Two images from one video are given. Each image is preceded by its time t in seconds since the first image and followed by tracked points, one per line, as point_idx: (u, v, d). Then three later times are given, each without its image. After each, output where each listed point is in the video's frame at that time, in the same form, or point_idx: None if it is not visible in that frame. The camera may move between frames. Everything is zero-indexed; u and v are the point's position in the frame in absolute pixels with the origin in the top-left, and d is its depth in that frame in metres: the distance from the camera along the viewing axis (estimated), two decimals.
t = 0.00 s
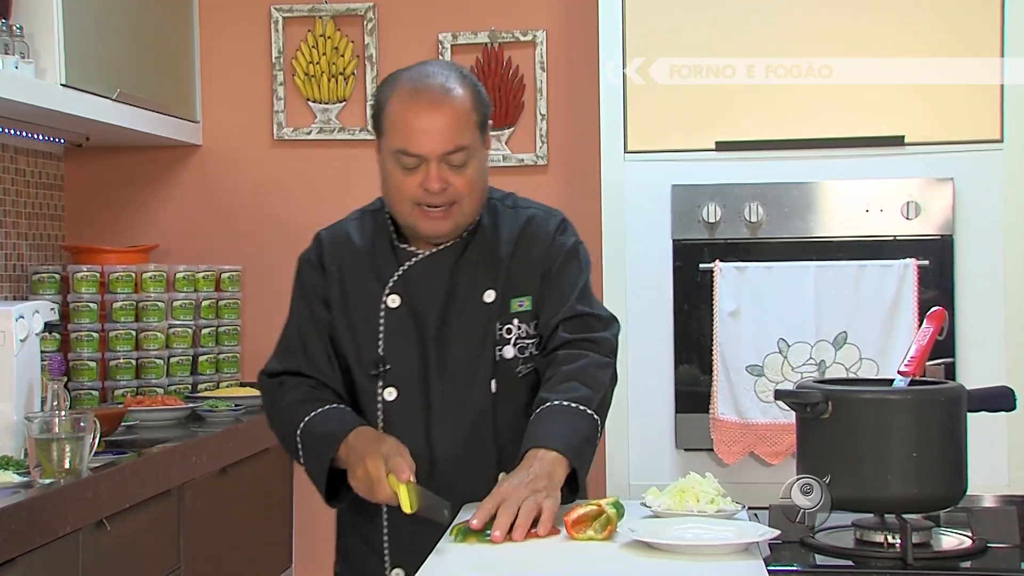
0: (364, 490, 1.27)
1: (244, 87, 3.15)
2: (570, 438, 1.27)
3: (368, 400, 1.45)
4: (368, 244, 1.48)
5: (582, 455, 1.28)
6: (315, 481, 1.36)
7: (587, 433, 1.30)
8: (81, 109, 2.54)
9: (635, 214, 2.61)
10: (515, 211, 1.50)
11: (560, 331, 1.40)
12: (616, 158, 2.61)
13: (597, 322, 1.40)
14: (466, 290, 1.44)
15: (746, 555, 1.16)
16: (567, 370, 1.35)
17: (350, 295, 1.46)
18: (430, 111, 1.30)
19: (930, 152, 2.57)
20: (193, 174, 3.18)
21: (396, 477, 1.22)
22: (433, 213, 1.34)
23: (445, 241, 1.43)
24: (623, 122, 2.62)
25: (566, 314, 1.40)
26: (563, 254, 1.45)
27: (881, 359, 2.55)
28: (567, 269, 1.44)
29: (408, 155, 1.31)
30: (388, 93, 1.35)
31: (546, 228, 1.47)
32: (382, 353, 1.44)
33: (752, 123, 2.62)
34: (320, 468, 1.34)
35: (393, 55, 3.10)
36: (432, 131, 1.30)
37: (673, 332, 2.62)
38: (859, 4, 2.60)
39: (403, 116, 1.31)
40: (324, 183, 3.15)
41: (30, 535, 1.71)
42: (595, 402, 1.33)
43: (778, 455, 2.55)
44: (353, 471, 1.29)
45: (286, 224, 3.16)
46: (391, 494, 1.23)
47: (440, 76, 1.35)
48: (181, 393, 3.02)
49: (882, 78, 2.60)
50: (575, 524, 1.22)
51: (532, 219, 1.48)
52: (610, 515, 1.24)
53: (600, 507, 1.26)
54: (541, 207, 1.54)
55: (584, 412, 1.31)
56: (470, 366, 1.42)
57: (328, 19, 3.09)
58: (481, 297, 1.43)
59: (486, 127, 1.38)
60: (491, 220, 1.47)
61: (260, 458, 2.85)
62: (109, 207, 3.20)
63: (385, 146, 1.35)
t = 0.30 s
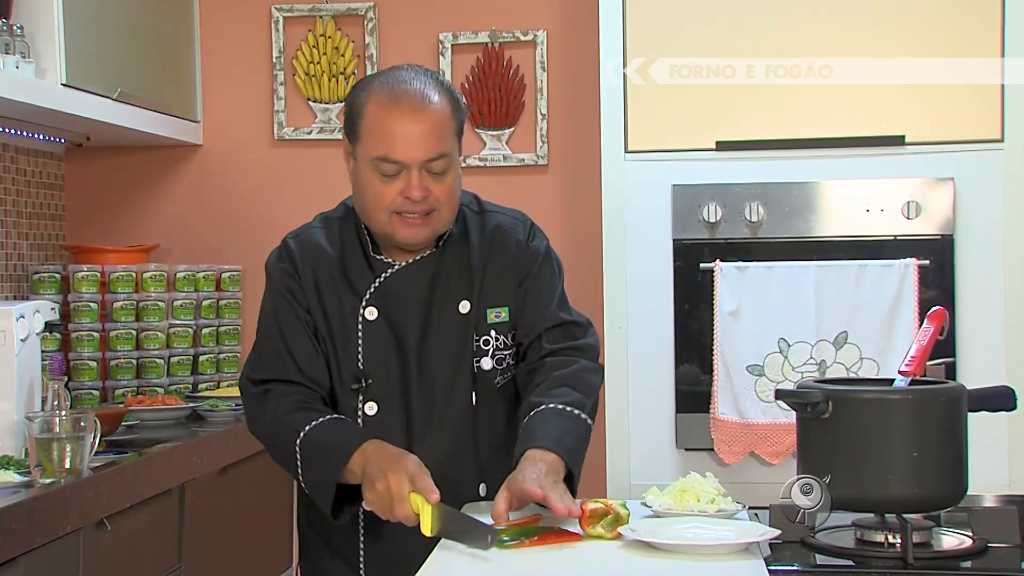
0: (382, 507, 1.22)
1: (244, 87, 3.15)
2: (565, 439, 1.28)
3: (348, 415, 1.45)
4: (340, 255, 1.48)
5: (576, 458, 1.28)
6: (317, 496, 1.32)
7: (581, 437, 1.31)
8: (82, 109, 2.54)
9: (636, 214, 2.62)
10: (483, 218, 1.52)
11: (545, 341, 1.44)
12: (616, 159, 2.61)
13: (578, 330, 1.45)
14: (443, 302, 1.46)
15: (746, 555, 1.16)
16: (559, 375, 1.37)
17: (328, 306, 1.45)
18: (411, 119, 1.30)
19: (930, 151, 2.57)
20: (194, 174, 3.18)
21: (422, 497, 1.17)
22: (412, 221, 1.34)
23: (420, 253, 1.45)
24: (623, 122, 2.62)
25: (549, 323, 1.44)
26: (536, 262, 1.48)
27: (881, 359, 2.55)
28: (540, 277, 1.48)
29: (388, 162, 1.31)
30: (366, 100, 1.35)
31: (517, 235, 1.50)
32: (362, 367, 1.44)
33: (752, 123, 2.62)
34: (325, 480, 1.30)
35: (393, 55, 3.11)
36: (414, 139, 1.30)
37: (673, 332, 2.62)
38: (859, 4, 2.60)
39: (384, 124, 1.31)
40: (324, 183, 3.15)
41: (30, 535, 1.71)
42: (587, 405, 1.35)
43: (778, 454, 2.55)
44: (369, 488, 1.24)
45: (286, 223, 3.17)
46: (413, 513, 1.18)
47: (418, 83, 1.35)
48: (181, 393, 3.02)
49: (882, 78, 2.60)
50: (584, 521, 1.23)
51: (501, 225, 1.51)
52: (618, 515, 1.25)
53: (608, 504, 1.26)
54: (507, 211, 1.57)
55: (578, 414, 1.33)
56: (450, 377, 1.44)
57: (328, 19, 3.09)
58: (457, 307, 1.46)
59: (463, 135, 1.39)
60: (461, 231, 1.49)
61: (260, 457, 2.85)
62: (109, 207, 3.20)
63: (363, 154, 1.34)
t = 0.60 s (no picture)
0: (403, 507, 1.23)
1: (245, 87, 3.15)
2: (563, 457, 1.30)
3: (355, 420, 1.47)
4: (348, 257, 1.49)
5: (575, 475, 1.30)
6: (329, 499, 1.33)
7: (580, 455, 1.32)
8: (82, 109, 2.54)
9: (636, 214, 2.62)
10: (492, 225, 1.54)
11: (547, 356, 1.46)
12: (616, 158, 2.61)
13: (580, 344, 1.47)
14: (450, 308, 1.47)
15: (746, 555, 1.16)
16: (560, 392, 1.39)
17: (336, 309, 1.47)
18: (430, 120, 1.30)
19: (930, 151, 2.57)
20: (193, 174, 3.18)
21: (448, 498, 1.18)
22: (427, 223, 1.34)
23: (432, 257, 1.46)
24: (623, 122, 2.62)
25: (553, 336, 1.46)
26: (544, 273, 1.50)
27: (881, 359, 2.55)
28: (548, 287, 1.49)
29: (405, 163, 1.31)
30: (385, 98, 1.35)
31: (526, 243, 1.52)
32: (370, 371, 1.46)
33: (752, 123, 2.62)
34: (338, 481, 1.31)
35: (393, 55, 3.11)
36: (432, 140, 1.30)
37: (673, 332, 2.62)
38: (859, 4, 2.60)
39: (403, 124, 1.31)
40: (323, 183, 3.15)
41: (30, 535, 1.71)
42: (588, 423, 1.37)
43: (778, 455, 2.55)
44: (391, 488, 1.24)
45: (286, 224, 3.17)
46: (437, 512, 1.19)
47: (438, 84, 1.35)
48: (181, 393, 3.02)
49: (882, 78, 2.60)
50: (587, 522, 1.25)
51: (511, 233, 1.52)
52: (622, 512, 1.26)
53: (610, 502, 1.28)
54: (515, 218, 1.58)
55: (577, 432, 1.35)
56: (456, 384, 1.46)
57: (328, 19, 3.09)
58: (465, 314, 1.47)
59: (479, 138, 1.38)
60: (472, 237, 1.51)
61: (260, 457, 2.85)
62: (109, 207, 3.20)
63: (381, 153, 1.35)
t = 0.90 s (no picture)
0: (400, 506, 1.23)
1: (244, 87, 3.15)
2: (579, 456, 1.33)
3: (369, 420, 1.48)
4: (369, 256, 1.52)
5: (589, 473, 1.33)
6: (330, 496, 1.34)
7: (595, 453, 1.35)
8: (82, 109, 2.54)
9: (636, 214, 2.62)
10: (512, 228, 1.56)
11: (566, 358, 1.49)
12: (616, 159, 2.61)
13: (599, 346, 1.50)
14: (468, 311, 1.50)
15: (746, 555, 1.16)
16: (577, 391, 1.42)
17: (353, 308, 1.49)
18: (452, 123, 1.34)
19: (930, 151, 2.57)
20: (194, 174, 3.18)
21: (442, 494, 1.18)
22: (445, 226, 1.37)
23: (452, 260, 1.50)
24: (622, 122, 2.62)
25: (572, 338, 1.49)
26: (563, 275, 1.53)
27: (881, 359, 2.55)
28: (567, 291, 1.52)
29: (426, 165, 1.35)
30: (407, 102, 1.39)
31: (546, 247, 1.54)
32: (386, 372, 1.48)
33: (752, 123, 2.62)
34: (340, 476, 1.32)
35: (393, 55, 3.11)
36: (454, 143, 1.33)
37: (673, 332, 2.62)
38: (859, 4, 2.60)
39: (425, 127, 1.35)
40: (324, 183, 3.15)
41: (30, 535, 1.71)
42: (604, 423, 1.40)
43: (778, 455, 2.55)
44: (388, 487, 1.25)
45: (286, 224, 3.17)
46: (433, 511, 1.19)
47: (460, 89, 1.38)
48: (181, 393, 3.02)
49: (882, 78, 2.60)
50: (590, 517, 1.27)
51: (531, 236, 1.55)
52: (625, 514, 1.29)
53: (614, 504, 1.30)
54: (534, 221, 1.60)
55: (593, 431, 1.37)
56: (472, 387, 1.48)
57: (328, 19, 3.09)
58: (482, 317, 1.50)
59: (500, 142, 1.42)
60: (492, 241, 1.54)
61: (260, 458, 2.85)
62: (109, 207, 3.20)
63: (402, 156, 1.38)
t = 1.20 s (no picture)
0: (421, 498, 1.22)
1: (244, 87, 3.15)
2: (585, 456, 1.34)
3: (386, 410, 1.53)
4: (395, 250, 1.55)
5: (596, 474, 1.34)
6: (345, 482, 1.34)
7: (601, 454, 1.36)
8: (81, 109, 2.54)
9: (636, 214, 2.62)
10: (535, 229, 1.60)
11: (576, 358, 1.51)
12: (616, 159, 2.61)
13: (611, 348, 1.52)
14: (486, 309, 1.54)
15: (746, 555, 1.16)
16: (585, 392, 1.43)
17: (376, 297, 1.53)
18: (479, 123, 1.36)
19: (930, 151, 2.57)
20: (194, 173, 3.18)
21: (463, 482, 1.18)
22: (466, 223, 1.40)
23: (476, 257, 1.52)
24: (622, 122, 2.62)
25: (584, 339, 1.52)
26: (581, 277, 1.57)
27: (881, 359, 2.55)
28: (584, 293, 1.56)
29: (451, 163, 1.37)
30: (435, 98, 1.41)
31: (566, 249, 1.58)
32: (406, 364, 1.52)
33: (752, 123, 2.62)
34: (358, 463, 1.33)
35: (393, 55, 3.11)
36: (480, 143, 1.35)
37: (673, 332, 2.62)
38: (859, 4, 2.60)
39: (452, 125, 1.37)
40: (324, 182, 3.15)
41: (30, 535, 1.71)
42: (611, 423, 1.41)
43: (778, 455, 2.55)
44: (412, 479, 1.24)
45: (286, 224, 3.17)
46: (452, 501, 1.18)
47: (489, 88, 1.40)
48: (181, 393, 3.02)
49: (882, 78, 2.60)
50: (589, 520, 1.26)
51: (552, 238, 1.59)
52: (624, 513, 1.28)
53: (613, 504, 1.30)
54: (557, 224, 1.64)
55: (599, 431, 1.38)
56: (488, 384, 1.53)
57: (328, 19, 3.09)
58: (501, 315, 1.53)
59: (526, 142, 1.44)
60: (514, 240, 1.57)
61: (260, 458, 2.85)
62: (109, 206, 3.20)
63: (428, 152, 1.40)
